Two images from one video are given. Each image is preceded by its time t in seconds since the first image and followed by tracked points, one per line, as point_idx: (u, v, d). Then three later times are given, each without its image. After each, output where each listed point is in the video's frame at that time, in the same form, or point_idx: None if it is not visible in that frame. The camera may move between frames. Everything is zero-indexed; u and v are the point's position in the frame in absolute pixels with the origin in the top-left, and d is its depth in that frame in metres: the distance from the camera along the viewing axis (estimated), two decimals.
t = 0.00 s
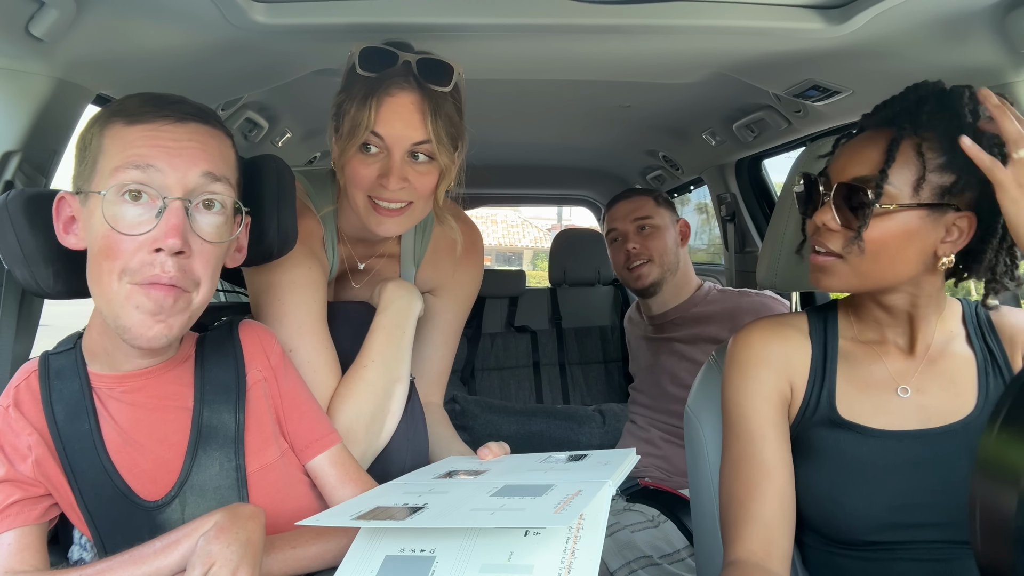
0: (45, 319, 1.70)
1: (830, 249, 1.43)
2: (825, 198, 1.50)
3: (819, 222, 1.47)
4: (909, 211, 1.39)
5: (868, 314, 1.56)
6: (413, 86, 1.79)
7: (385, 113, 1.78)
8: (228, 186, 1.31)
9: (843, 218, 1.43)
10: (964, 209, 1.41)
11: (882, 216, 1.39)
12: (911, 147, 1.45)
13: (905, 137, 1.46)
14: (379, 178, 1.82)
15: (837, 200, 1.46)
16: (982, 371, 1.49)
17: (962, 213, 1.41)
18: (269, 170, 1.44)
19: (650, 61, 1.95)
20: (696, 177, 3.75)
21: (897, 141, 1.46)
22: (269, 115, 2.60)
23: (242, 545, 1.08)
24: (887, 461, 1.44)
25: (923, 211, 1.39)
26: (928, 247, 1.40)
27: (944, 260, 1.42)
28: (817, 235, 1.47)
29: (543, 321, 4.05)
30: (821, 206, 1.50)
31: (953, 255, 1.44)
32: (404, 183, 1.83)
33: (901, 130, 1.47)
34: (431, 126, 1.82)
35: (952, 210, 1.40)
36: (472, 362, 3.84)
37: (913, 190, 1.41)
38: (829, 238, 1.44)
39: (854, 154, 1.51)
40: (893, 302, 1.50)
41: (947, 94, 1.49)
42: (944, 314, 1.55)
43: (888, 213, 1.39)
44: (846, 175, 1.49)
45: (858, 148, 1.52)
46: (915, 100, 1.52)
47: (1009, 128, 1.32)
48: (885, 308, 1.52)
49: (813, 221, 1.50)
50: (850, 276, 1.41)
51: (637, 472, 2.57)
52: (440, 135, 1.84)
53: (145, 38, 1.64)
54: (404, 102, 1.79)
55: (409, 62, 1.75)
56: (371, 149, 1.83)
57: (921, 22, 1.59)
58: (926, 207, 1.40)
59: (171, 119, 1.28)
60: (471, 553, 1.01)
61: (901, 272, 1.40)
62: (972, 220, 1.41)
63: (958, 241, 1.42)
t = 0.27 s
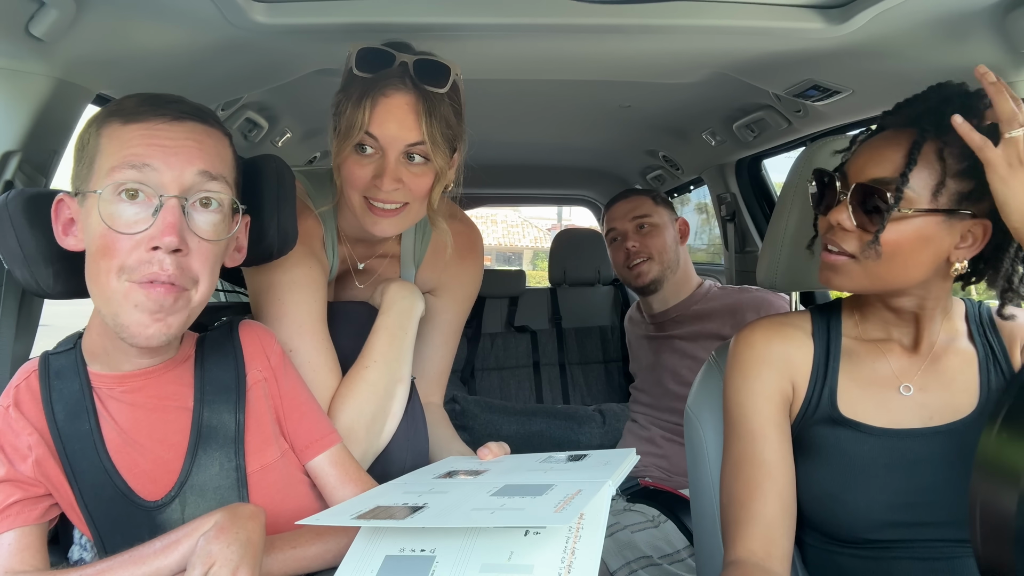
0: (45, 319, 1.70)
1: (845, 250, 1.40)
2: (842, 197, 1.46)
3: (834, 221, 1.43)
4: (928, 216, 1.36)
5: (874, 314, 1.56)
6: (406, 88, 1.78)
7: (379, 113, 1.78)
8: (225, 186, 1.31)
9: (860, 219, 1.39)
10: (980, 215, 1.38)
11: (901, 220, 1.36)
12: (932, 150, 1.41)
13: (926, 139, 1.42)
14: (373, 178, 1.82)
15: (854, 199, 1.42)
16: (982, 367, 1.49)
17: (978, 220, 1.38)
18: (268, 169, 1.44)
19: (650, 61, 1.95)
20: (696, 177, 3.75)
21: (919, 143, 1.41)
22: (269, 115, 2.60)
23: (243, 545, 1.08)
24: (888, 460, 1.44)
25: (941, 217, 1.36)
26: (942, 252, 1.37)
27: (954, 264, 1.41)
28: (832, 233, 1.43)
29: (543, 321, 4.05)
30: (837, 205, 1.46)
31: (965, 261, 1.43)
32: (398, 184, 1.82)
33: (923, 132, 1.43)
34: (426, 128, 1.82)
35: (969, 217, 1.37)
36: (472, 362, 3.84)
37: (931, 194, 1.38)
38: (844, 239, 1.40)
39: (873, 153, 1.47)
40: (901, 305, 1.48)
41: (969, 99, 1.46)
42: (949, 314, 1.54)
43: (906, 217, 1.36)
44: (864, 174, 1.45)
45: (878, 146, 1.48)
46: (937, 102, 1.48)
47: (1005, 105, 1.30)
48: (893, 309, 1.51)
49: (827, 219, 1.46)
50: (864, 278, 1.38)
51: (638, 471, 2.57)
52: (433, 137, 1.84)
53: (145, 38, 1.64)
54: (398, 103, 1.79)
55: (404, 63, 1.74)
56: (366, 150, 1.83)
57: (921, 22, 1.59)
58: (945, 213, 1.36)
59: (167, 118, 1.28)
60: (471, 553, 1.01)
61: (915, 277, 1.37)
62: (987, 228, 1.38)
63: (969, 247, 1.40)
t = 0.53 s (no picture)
0: (44, 319, 1.70)
1: (849, 251, 1.40)
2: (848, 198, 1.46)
3: (838, 222, 1.43)
4: (933, 219, 1.36)
5: (874, 313, 1.55)
6: (406, 87, 1.79)
7: (378, 112, 1.78)
8: (222, 186, 1.31)
9: (864, 220, 1.39)
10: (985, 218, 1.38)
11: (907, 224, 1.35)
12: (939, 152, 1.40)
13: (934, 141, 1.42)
14: (373, 178, 1.82)
15: (860, 200, 1.41)
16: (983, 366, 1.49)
17: (984, 222, 1.37)
18: (268, 169, 1.44)
19: (650, 61, 1.95)
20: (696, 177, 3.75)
21: (926, 145, 1.41)
22: (269, 115, 2.60)
23: (242, 545, 1.08)
24: (888, 460, 1.44)
25: (946, 220, 1.36)
26: (946, 254, 1.37)
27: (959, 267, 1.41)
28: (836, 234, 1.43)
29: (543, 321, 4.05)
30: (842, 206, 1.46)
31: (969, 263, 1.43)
32: (397, 184, 1.82)
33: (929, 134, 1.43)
34: (425, 127, 1.82)
35: (974, 220, 1.37)
36: (472, 362, 3.84)
37: (937, 198, 1.37)
38: (848, 240, 1.40)
39: (879, 154, 1.46)
40: (903, 306, 1.48)
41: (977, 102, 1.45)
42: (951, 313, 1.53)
43: (911, 221, 1.35)
44: (870, 176, 1.44)
45: (884, 147, 1.47)
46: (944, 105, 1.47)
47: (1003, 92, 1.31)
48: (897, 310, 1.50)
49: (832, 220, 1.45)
50: (868, 280, 1.38)
51: (638, 471, 2.57)
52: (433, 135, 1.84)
53: (145, 38, 1.64)
54: (398, 102, 1.79)
55: (403, 62, 1.74)
56: (366, 148, 1.83)
57: (921, 22, 1.59)
58: (950, 216, 1.36)
59: (163, 118, 1.28)
60: (471, 553, 1.01)
61: (919, 280, 1.37)
62: (992, 231, 1.38)
63: (973, 250, 1.40)
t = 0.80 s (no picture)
0: (44, 319, 1.70)
1: (846, 251, 1.40)
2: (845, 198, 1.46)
3: (836, 222, 1.44)
4: (930, 219, 1.35)
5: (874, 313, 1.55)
6: (405, 87, 1.79)
7: (379, 112, 1.79)
8: (222, 186, 1.31)
9: (861, 220, 1.39)
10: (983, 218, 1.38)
11: (903, 225, 1.35)
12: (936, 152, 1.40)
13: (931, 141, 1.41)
14: (374, 178, 1.81)
15: (857, 201, 1.42)
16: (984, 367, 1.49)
17: (982, 223, 1.37)
18: (268, 170, 1.44)
19: (650, 61, 1.95)
20: (695, 177, 3.75)
21: (923, 145, 1.41)
22: (269, 115, 2.60)
23: (243, 545, 1.08)
24: (888, 460, 1.45)
25: (943, 220, 1.36)
26: (945, 254, 1.37)
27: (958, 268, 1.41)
28: (834, 235, 1.44)
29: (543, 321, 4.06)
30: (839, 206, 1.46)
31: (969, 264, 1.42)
32: (399, 184, 1.82)
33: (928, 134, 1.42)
34: (426, 127, 1.82)
35: (972, 220, 1.37)
36: (472, 362, 3.84)
37: (934, 199, 1.37)
38: (845, 241, 1.40)
39: (877, 155, 1.46)
40: (903, 306, 1.48)
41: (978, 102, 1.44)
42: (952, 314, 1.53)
43: (908, 222, 1.35)
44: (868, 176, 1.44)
45: (882, 148, 1.47)
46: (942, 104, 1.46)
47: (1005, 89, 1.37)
48: (897, 311, 1.50)
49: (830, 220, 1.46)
50: (865, 280, 1.38)
51: (638, 472, 2.57)
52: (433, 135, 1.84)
53: (145, 38, 1.64)
54: (398, 102, 1.79)
55: (401, 62, 1.74)
56: (367, 148, 1.83)
57: (921, 22, 1.59)
58: (947, 216, 1.36)
59: (163, 119, 1.28)
60: (470, 553, 1.01)
61: (916, 280, 1.37)
62: (990, 231, 1.38)
63: (971, 250, 1.40)
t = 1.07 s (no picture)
0: (45, 319, 1.70)
1: (834, 249, 1.41)
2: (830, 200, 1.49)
3: (824, 223, 1.46)
4: (911, 210, 1.37)
5: (874, 314, 1.54)
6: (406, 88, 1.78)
7: (383, 113, 1.79)
8: (222, 187, 1.31)
9: (844, 218, 1.41)
10: (968, 206, 1.38)
11: (885, 216, 1.37)
12: (913, 147, 1.42)
13: (908, 137, 1.44)
14: (378, 180, 1.82)
15: (839, 200, 1.44)
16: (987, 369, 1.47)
17: (967, 210, 1.38)
18: (268, 170, 1.44)
19: (650, 61, 1.95)
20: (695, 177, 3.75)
21: (898, 142, 1.43)
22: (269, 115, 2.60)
23: (242, 545, 1.08)
24: (886, 461, 1.44)
25: (925, 210, 1.37)
26: (931, 245, 1.38)
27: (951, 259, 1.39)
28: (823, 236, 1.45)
29: (543, 321, 4.06)
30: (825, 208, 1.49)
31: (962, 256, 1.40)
32: (402, 185, 1.83)
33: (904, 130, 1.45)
34: (429, 128, 1.83)
35: (956, 209, 1.37)
36: (472, 362, 3.84)
37: (914, 189, 1.39)
38: (833, 240, 1.42)
39: (855, 156, 1.49)
40: (898, 304, 1.48)
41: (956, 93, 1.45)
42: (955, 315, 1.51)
43: (889, 213, 1.37)
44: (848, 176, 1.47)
45: (861, 148, 1.50)
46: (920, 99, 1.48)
47: None
48: (894, 311, 1.50)
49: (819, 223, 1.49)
50: (857, 275, 1.38)
51: (638, 472, 2.57)
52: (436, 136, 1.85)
53: (145, 38, 1.64)
54: (401, 103, 1.79)
55: (404, 62, 1.75)
56: (370, 150, 1.83)
57: (921, 22, 1.59)
58: (928, 206, 1.37)
59: (163, 119, 1.28)
60: (471, 553, 1.01)
61: (903, 273, 1.37)
62: (977, 219, 1.38)
63: (961, 239, 1.39)
